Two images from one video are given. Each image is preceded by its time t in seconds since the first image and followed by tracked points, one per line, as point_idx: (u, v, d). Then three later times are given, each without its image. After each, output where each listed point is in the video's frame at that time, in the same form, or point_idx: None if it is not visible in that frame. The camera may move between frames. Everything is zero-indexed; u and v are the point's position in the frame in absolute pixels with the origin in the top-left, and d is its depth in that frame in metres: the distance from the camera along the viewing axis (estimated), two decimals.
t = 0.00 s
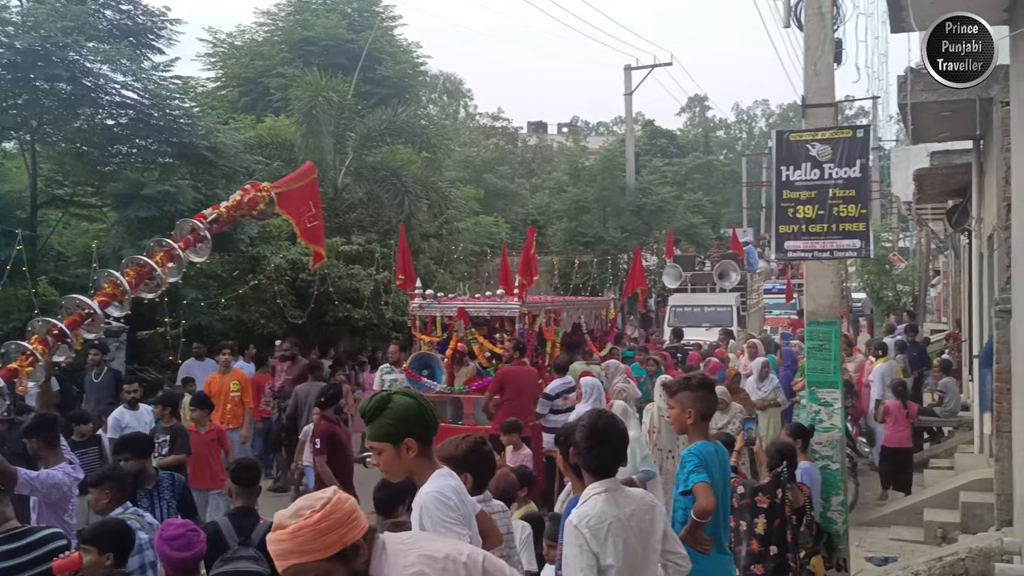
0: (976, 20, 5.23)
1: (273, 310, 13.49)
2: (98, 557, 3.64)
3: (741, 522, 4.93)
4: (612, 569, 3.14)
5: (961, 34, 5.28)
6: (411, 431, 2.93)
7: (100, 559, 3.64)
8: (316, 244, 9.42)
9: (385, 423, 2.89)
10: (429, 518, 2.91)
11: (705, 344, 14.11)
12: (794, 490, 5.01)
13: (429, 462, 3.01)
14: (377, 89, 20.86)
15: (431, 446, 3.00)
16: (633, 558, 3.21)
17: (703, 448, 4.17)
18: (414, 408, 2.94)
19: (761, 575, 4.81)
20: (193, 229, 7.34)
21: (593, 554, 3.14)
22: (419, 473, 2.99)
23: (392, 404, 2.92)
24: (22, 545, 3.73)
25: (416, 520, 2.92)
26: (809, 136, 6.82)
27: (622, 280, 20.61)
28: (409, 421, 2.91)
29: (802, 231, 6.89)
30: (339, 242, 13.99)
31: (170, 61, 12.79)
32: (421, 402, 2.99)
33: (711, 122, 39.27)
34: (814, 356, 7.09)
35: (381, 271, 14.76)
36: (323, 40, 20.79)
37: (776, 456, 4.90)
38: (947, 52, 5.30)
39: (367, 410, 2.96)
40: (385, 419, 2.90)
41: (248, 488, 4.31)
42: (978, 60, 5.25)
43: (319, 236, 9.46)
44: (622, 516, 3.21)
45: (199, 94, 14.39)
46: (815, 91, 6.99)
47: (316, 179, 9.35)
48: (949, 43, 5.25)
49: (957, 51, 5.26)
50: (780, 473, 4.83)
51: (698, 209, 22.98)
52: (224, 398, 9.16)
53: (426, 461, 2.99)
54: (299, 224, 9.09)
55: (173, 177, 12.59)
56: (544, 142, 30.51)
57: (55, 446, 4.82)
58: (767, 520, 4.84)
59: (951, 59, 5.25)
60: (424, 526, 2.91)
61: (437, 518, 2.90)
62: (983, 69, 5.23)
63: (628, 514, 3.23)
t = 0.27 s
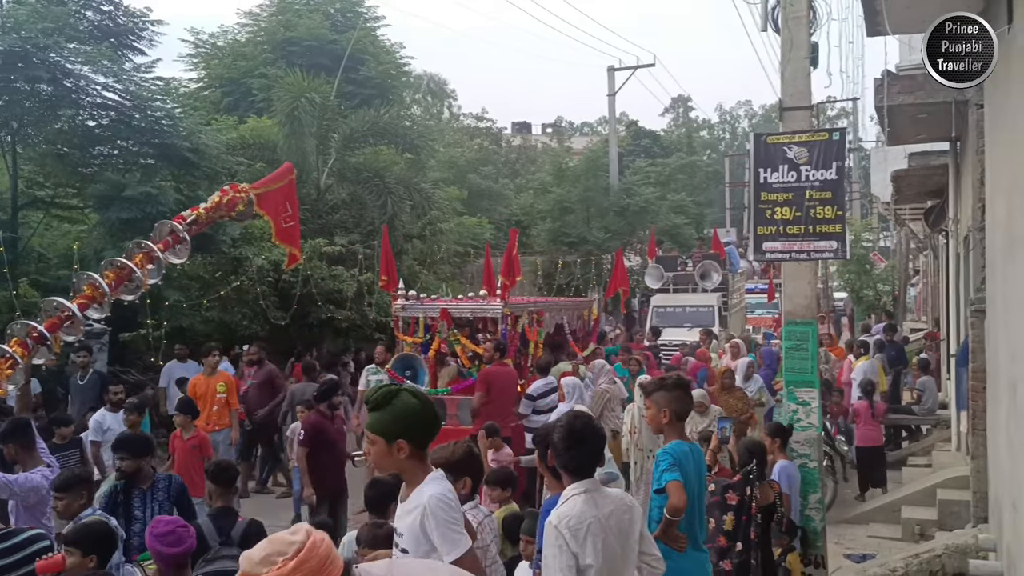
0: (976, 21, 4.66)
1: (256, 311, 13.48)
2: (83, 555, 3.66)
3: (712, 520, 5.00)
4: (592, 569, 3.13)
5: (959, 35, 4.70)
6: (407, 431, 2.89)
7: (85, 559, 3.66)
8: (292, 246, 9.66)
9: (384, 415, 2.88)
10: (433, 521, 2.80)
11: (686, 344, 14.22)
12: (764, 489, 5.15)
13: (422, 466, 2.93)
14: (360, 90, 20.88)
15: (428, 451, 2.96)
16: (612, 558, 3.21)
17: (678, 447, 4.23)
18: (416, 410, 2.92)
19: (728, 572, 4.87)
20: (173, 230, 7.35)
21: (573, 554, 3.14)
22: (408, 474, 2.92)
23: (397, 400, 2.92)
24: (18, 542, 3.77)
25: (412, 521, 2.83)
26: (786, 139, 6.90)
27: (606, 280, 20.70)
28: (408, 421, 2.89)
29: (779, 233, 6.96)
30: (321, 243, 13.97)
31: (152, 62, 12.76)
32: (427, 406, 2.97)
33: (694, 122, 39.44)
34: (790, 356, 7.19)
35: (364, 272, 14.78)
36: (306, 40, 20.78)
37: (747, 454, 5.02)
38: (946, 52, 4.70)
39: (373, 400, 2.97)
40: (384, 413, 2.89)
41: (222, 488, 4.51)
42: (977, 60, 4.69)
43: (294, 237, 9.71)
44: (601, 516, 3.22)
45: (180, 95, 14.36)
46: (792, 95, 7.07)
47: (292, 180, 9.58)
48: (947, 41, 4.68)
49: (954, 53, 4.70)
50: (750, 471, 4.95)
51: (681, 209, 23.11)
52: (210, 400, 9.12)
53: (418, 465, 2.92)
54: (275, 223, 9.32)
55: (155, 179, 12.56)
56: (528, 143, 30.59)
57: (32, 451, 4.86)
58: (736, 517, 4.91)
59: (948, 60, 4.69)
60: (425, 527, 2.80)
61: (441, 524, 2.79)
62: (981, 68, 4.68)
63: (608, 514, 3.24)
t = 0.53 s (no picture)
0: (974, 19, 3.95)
1: (232, 312, 13.43)
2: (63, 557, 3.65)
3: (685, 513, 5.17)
4: (572, 562, 3.18)
5: (961, 34, 3.98)
6: (387, 428, 2.93)
7: (66, 560, 3.65)
8: (268, 248, 9.70)
9: (367, 410, 2.92)
10: (409, 518, 2.82)
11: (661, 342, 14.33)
12: (734, 481, 5.15)
13: (399, 465, 2.97)
14: (336, 89, 20.82)
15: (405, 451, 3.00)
16: (590, 551, 3.26)
17: (652, 442, 4.30)
18: (398, 407, 2.98)
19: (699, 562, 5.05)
20: (147, 232, 7.34)
21: (554, 548, 3.18)
22: (383, 473, 2.95)
23: (379, 397, 2.97)
24: None
25: (387, 518, 2.85)
26: (758, 138, 6.99)
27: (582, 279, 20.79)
28: (388, 417, 2.94)
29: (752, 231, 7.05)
30: (298, 244, 13.93)
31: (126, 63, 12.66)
32: (408, 404, 3.03)
33: (670, 121, 39.65)
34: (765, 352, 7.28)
35: (340, 272, 14.76)
36: (280, 40, 20.70)
37: (716, 448, 5.08)
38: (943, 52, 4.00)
39: (356, 396, 3.01)
40: (367, 408, 2.94)
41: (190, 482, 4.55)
42: (979, 61, 3.99)
43: (270, 239, 9.76)
44: (581, 510, 3.27)
45: (155, 95, 14.26)
46: (764, 95, 7.16)
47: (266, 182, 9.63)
48: (948, 42, 3.98)
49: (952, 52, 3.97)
50: (720, 465, 5.02)
51: (657, 208, 23.24)
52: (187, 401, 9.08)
53: (394, 464, 2.96)
54: (250, 225, 9.38)
55: (130, 179, 12.46)
56: (504, 142, 30.63)
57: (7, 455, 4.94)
58: (707, 509, 5.10)
59: (949, 60, 3.99)
60: (401, 523, 2.83)
61: (417, 520, 2.82)
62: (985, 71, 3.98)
63: (588, 508, 3.29)
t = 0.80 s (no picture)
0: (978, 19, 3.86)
1: (209, 311, 13.33)
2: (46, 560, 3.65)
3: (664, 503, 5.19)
4: (560, 556, 3.22)
5: (961, 33, 3.89)
6: (360, 425, 2.95)
7: (49, 562, 3.65)
8: (247, 246, 9.67)
9: (340, 408, 2.92)
10: (381, 515, 2.84)
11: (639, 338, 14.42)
12: (710, 472, 5.26)
13: (369, 462, 2.98)
14: (312, 87, 20.72)
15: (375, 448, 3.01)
16: (576, 547, 3.30)
17: (631, 437, 4.33)
18: (370, 404, 2.99)
19: (677, 552, 5.09)
20: (124, 233, 7.31)
21: (542, 544, 3.20)
22: (353, 470, 2.96)
23: (352, 395, 2.98)
24: None
25: (360, 515, 2.86)
26: (734, 135, 7.05)
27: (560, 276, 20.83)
28: (361, 415, 2.95)
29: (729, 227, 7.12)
30: (275, 242, 13.88)
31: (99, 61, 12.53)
32: (378, 401, 3.04)
33: (647, 117, 39.79)
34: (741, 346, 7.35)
35: (318, 271, 14.71)
36: (255, 37, 20.59)
37: (694, 440, 5.15)
38: (945, 52, 3.90)
39: (327, 394, 3.00)
40: (340, 406, 2.94)
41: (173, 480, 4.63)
42: (979, 61, 3.90)
43: (249, 238, 9.73)
44: (566, 506, 3.30)
45: (128, 93, 14.12)
46: (739, 92, 7.23)
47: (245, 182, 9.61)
48: (947, 42, 3.89)
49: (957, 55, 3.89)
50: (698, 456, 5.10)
51: (635, 205, 23.33)
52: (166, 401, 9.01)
53: (364, 462, 2.97)
54: (228, 225, 9.35)
55: (105, 179, 12.34)
56: (482, 139, 30.61)
57: None
58: (685, 500, 5.15)
59: (948, 61, 3.90)
60: (373, 521, 2.85)
61: (389, 518, 2.84)
62: (985, 71, 3.89)
63: (570, 504, 3.32)
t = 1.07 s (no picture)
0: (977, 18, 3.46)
1: (193, 312, 13.25)
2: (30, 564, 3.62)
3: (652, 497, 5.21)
4: (554, 551, 3.24)
5: (960, 33, 3.51)
6: (328, 427, 2.93)
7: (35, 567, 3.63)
8: (232, 245, 9.61)
9: (307, 412, 2.89)
10: (357, 515, 2.85)
11: (625, 332, 14.45)
12: (697, 463, 5.34)
13: (338, 463, 2.96)
14: (294, 84, 20.63)
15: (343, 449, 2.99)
16: (567, 542, 3.32)
17: (617, 433, 4.31)
18: (336, 405, 2.96)
19: (665, 545, 5.12)
20: (106, 234, 7.25)
21: (536, 541, 3.22)
22: (324, 472, 2.94)
23: (317, 397, 2.94)
24: None
25: (335, 517, 2.86)
26: (717, 130, 7.05)
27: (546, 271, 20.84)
28: (329, 417, 2.92)
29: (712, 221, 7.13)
30: (258, 242, 13.81)
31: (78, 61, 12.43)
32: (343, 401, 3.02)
33: (632, 110, 39.80)
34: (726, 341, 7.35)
35: (303, 269, 14.65)
36: (236, 35, 20.51)
37: (679, 432, 5.18)
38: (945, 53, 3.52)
39: (291, 398, 2.95)
40: (307, 409, 2.90)
41: (174, 481, 4.89)
42: (979, 62, 3.51)
43: (235, 236, 9.66)
44: (554, 501, 3.31)
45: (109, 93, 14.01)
46: (721, 86, 7.24)
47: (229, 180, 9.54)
48: (946, 43, 3.52)
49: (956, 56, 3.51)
50: (683, 448, 5.15)
51: (619, 199, 23.35)
52: (151, 403, 8.97)
53: (334, 463, 2.95)
54: (211, 224, 9.29)
55: (86, 180, 12.24)
56: (466, 135, 30.55)
57: None
58: (674, 492, 5.17)
59: (947, 62, 3.53)
60: (348, 521, 2.86)
61: (365, 516, 2.85)
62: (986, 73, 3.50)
63: (558, 499, 3.33)
